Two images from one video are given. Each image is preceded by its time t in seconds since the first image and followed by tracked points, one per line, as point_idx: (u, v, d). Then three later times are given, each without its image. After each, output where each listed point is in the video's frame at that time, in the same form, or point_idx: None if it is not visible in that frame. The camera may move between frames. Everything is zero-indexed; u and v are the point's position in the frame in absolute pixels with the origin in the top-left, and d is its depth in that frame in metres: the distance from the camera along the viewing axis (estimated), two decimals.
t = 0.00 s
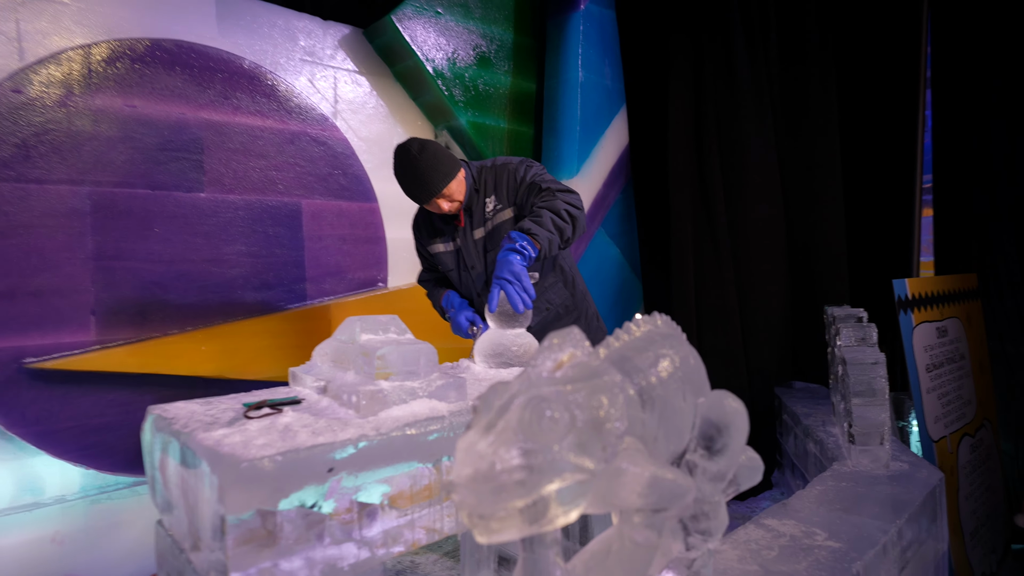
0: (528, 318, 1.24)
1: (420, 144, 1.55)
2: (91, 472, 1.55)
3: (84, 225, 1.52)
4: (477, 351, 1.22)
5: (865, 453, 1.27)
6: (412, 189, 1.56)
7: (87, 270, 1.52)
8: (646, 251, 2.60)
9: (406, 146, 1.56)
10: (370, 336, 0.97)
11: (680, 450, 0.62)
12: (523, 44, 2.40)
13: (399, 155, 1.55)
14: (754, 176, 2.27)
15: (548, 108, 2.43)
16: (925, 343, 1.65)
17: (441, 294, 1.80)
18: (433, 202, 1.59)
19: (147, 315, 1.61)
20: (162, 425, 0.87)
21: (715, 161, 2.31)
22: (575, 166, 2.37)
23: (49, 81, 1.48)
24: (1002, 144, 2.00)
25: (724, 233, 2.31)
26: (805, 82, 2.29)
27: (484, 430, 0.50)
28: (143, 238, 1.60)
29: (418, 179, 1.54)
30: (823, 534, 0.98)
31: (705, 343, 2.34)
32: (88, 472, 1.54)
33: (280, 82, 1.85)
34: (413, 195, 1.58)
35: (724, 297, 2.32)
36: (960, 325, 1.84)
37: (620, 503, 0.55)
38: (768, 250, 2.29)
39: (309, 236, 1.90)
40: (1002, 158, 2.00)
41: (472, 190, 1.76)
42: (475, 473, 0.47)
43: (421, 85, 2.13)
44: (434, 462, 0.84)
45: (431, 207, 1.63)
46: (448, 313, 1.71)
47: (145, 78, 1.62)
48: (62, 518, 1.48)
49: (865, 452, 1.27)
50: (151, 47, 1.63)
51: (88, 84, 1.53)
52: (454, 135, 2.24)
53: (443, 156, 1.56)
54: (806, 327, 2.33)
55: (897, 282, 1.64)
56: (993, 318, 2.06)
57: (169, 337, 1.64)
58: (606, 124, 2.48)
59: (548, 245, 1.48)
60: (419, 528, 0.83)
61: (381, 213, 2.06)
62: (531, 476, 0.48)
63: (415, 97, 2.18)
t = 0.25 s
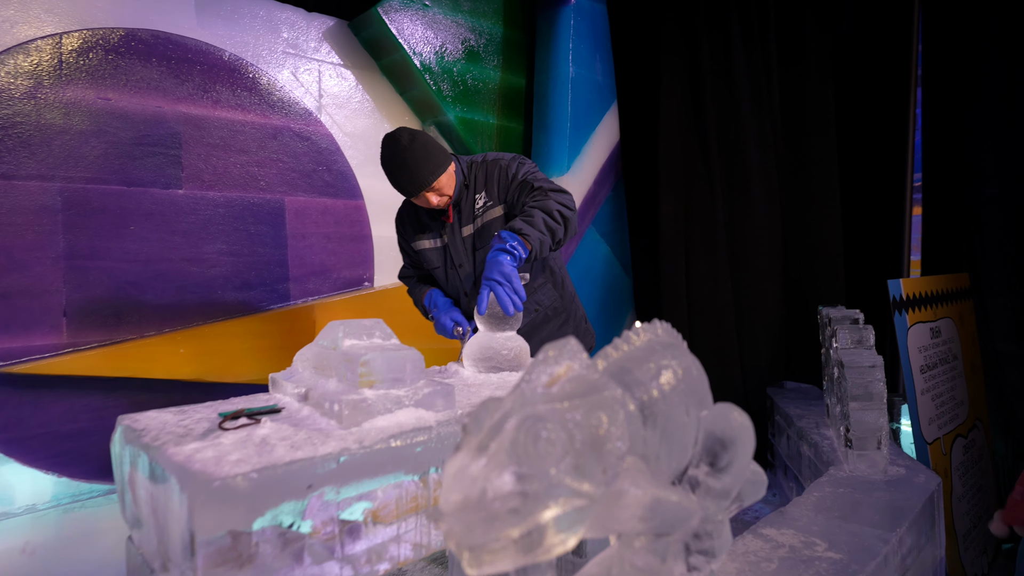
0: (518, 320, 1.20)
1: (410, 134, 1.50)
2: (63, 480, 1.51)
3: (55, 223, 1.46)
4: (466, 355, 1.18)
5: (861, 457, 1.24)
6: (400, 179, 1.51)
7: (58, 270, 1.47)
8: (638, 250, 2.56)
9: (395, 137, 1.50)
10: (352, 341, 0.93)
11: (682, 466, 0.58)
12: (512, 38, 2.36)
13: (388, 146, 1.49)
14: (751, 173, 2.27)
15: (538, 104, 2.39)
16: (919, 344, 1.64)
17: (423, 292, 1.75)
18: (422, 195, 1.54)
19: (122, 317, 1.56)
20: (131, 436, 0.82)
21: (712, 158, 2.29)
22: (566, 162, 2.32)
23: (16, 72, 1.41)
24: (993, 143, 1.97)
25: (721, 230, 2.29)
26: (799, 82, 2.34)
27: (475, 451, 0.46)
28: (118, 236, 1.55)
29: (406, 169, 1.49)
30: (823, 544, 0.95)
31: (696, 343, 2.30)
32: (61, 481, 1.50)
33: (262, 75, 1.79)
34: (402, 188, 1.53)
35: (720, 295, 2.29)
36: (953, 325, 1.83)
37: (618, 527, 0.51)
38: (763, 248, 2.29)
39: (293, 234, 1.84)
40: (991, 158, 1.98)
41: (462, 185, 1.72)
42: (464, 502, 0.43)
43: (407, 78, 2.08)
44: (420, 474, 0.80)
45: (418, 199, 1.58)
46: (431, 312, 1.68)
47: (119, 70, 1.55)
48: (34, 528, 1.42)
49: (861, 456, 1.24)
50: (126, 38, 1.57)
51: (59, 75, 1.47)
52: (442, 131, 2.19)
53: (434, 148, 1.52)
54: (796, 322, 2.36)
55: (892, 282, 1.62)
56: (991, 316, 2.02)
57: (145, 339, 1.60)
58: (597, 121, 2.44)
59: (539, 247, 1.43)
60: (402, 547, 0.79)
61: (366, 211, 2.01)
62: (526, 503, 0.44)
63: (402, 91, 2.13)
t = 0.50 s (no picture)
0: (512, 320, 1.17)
1: (412, 122, 1.48)
2: (42, 483, 1.46)
3: (31, 218, 1.41)
4: (459, 356, 1.15)
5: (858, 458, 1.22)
6: (399, 166, 1.47)
7: (34, 267, 1.42)
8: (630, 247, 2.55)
9: (396, 123, 1.47)
10: (341, 343, 0.89)
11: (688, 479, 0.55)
12: (504, 31, 2.31)
13: (389, 132, 1.46)
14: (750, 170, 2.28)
15: (530, 99, 2.35)
16: (915, 343, 1.63)
17: (411, 286, 1.71)
18: (421, 185, 1.51)
19: (102, 315, 1.51)
20: (108, 444, 0.79)
21: (713, 153, 2.27)
22: (559, 158, 2.29)
23: None
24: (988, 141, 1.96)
25: (720, 226, 2.29)
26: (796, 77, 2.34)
27: (472, 470, 0.43)
28: (98, 232, 1.50)
29: (407, 156, 1.45)
30: (823, 550, 0.93)
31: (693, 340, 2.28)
32: (39, 484, 1.45)
33: (248, 66, 1.74)
34: (400, 177, 1.50)
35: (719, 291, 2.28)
36: (947, 324, 1.82)
37: (622, 545, 0.48)
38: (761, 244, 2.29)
39: (280, 230, 1.80)
40: (984, 157, 1.97)
41: (462, 178, 1.68)
42: (461, 525, 0.41)
43: (397, 70, 2.03)
44: (412, 483, 0.76)
45: (417, 189, 1.54)
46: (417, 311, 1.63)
47: (98, 60, 1.50)
48: (10, 533, 1.37)
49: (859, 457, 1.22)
50: (106, 26, 1.51)
51: (34, 64, 1.41)
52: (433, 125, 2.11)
53: (436, 138, 1.49)
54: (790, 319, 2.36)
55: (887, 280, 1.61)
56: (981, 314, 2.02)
57: (127, 338, 1.55)
58: (591, 116, 2.41)
59: (535, 248, 1.41)
60: (392, 556, 0.76)
61: (355, 206, 1.97)
62: (528, 524, 0.41)
63: (392, 84, 2.07)
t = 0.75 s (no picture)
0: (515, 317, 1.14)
1: (438, 104, 1.47)
2: (31, 486, 1.43)
3: (17, 213, 1.37)
4: (460, 355, 1.12)
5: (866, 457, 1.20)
6: (418, 146, 1.46)
7: (21, 263, 1.37)
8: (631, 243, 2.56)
9: (422, 104, 1.46)
10: (340, 343, 0.86)
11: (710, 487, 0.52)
12: (501, 24, 2.28)
13: (415, 112, 1.45)
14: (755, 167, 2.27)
15: (528, 93, 2.32)
16: (920, 340, 1.61)
17: (415, 276, 1.67)
18: (439, 169, 1.49)
19: (92, 313, 1.47)
20: (97, 448, 0.75)
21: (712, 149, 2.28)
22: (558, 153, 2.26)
23: None
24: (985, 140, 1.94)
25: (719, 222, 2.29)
26: (799, 72, 2.32)
27: (489, 480, 0.40)
28: (87, 227, 1.46)
29: (428, 136, 1.44)
30: (836, 554, 0.91)
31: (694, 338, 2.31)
32: (28, 487, 1.42)
33: (241, 58, 1.70)
34: (419, 160, 1.48)
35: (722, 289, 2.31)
36: (950, 320, 1.81)
37: (643, 559, 0.45)
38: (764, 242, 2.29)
39: (274, 225, 1.76)
40: (985, 152, 1.95)
41: (480, 167, 1.67)
42: (478, 540, 0.38)
43: (393, 62, 1.98)
44: (415, 487, 0.73)
45: (433, 172, 1.51)
46: (418, 303, 1.60)
47: (86, 49, 1.46)
48: None
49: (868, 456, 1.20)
50: (93, 16, 1.47)
51: (20, 54, 1.37)
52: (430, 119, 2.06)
53: (459, 123, 1.48)
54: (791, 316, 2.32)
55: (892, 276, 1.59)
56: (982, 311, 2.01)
57: (119, 336, 1.51)
58: (590, 110, 2.38)
59: (538, 246, 1.38)
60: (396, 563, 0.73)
61: (351, 201, 1.94)
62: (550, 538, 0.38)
63: (387, 77, 2.02)
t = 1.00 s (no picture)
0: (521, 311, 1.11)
1: (446, 92, 1.44)
2: (25, 483, 1.41)
3: (11, 205, 1.34)
4: (465, 350, 1.09)
5: (877, 454, 1.18)
6: (425, 136, 1.43)
7: (14, 256, 1.34)
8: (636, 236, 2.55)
9: (430, 91, 1.43)
10: (344, 338, 0.84)
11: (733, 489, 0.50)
12: (503, 14, 2.25)
13: (421, 99, 1.42)
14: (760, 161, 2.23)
15: (531, 84, 2.29)
16: (928, 335, 1.59)
17: (412, 271, 1.64)
18: (445, 159, 1.46)
19: (87, 307, 1.45)
20: (93, 447, 0.73)
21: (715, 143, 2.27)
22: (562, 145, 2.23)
23: None
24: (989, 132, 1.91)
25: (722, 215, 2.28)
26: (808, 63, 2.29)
27: (513, 484, 0.38)
28: (82, 219, 1.43)
29: (436, 125, 1.41)
30: (850, 553, 0.89)
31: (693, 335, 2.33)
32: (22, 484, 1.40)
33: (239, 47, 1.67)
34: (423, 149, 1.45)
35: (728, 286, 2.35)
36: (957, 315, 1.79)
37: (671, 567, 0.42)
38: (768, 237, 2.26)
39: (273, 218, 1.73)
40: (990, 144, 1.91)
41: (486, 159, 1.64)
42: (502, 550, 0.36)
43: (394, 52, 1.96)
44: (423, 487, 0.71)
45: (439, 162, 1.48)
46: (418, 298, 1.57)
47: (80, 36, 1.42)
48: None
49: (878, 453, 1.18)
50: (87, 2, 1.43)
51: (13, 41, 1.33)
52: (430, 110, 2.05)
53: (466, 112, 1.46)
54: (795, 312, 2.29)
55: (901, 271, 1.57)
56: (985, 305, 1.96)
57: (116, 331, 1.48)
58: (593, 102, 2.35)
59: (545, 241, 1.36)
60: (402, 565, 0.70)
61: (351, 194, 1.91)
62: (578, 548, 0.36)
63: (387, 67, 1.99)
